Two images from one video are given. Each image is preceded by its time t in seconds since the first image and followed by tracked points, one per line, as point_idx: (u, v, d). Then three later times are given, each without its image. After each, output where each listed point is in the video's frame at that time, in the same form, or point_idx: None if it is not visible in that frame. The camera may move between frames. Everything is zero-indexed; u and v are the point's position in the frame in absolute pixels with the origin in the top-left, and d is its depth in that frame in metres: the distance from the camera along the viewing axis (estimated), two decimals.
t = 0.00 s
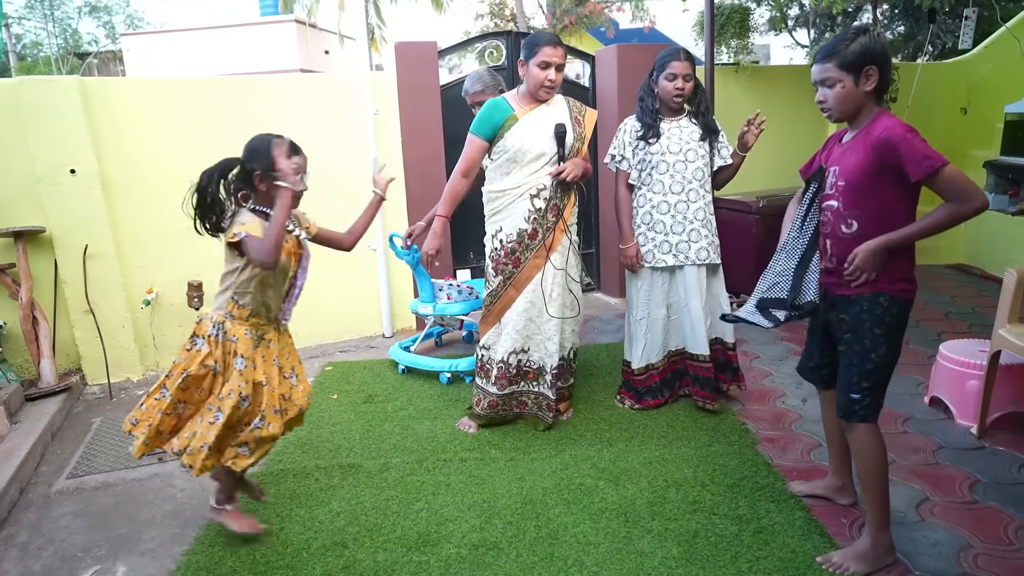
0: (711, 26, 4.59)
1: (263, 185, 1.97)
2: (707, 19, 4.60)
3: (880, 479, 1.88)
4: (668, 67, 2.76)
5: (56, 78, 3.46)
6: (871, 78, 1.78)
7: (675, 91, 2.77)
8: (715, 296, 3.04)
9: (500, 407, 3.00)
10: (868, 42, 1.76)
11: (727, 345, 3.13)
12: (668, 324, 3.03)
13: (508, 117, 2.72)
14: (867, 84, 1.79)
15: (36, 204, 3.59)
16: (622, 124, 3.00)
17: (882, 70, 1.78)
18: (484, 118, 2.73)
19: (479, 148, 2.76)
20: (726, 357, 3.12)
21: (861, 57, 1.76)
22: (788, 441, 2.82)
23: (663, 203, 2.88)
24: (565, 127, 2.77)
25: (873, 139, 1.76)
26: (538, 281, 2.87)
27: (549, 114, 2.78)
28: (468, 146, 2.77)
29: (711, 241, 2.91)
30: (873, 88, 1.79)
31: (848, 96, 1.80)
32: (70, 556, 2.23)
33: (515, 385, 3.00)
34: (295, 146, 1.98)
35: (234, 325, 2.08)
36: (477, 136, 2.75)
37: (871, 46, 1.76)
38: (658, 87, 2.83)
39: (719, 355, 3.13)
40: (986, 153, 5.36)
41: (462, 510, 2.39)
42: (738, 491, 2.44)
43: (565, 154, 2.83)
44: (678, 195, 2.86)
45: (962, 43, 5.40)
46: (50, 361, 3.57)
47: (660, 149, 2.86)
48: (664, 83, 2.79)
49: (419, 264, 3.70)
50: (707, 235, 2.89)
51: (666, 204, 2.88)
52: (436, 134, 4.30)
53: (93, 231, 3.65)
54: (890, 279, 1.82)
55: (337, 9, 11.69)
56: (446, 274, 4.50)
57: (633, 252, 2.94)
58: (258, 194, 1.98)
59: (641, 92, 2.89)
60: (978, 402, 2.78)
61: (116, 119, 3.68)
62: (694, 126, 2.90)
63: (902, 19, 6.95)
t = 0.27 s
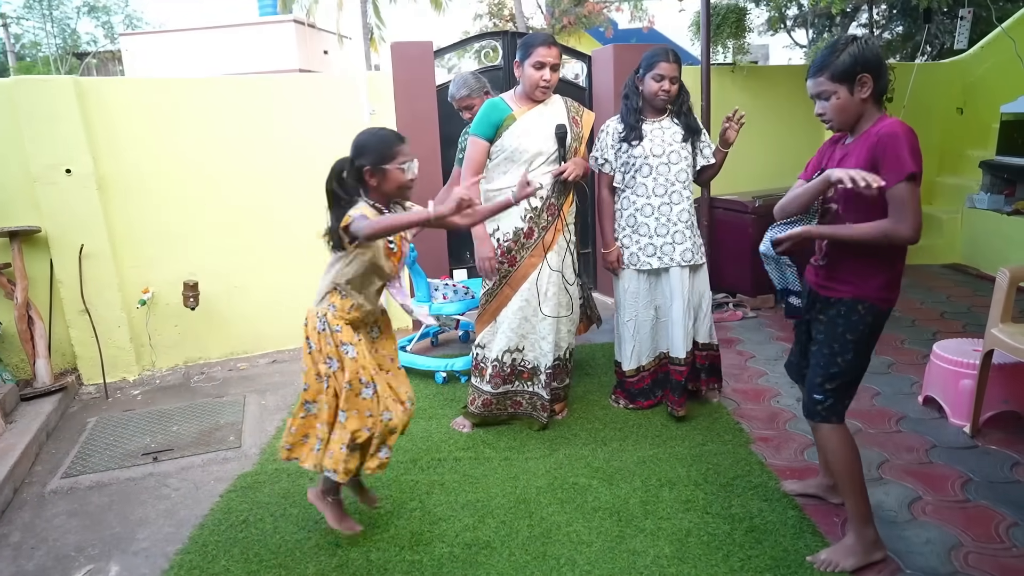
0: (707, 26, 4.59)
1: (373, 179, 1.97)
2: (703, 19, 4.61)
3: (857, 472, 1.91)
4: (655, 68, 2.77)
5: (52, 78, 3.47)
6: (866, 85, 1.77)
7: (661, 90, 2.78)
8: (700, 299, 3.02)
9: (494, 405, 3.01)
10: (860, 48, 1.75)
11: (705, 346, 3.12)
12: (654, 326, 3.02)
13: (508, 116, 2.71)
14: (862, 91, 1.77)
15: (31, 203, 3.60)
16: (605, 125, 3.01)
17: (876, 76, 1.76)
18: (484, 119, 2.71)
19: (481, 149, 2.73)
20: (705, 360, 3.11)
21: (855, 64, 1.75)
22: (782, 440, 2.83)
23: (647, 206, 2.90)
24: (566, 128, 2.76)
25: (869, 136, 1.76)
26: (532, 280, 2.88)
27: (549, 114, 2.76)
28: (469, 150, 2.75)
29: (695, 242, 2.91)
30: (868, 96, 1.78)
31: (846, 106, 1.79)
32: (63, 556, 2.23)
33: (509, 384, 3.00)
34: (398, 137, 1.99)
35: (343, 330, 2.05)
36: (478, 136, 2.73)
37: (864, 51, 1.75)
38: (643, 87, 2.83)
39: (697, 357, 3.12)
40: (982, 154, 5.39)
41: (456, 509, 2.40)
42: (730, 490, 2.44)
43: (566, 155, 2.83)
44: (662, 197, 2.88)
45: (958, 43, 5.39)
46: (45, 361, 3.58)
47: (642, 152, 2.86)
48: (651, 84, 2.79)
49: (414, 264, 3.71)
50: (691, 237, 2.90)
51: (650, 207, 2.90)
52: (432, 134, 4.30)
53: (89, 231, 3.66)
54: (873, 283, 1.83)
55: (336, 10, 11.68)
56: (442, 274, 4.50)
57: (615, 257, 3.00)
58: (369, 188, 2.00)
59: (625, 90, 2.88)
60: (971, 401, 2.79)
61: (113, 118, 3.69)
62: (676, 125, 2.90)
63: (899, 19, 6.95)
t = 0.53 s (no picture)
0: (702, 26, 4.60)
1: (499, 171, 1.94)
2: (697, 19, 4.61)
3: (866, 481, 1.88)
4: (651, 71, 2.75)
5: (46, 78, 3.47)
6: (864, 80, 1.75)
7: (656, 95, 2.78)
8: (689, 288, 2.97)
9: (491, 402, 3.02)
10: (863, 41, 1.72)
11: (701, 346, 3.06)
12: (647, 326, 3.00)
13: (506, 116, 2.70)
14: (860, 87, 1.76)
15: (25, 204, 3.59)
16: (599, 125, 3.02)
17: (875, 72, 1.75)
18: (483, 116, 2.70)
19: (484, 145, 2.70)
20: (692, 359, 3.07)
21: (855, 58, 1.73)
22: (775, 439, 2.83)
23: (642, 207, 2.89)
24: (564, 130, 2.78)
25: (865, 137, 1.74)
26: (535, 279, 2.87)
27: (544, 115, 2.76)
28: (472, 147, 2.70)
29: (690, 242, 2.93)
30: (866, 91, 1.76)
31: (843, 100, 1.77)
32: (56, 556, 2.23)
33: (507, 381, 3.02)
34: (517, 128, 1.94)
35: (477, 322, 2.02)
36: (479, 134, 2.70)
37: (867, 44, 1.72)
38: (638, 88, 2.84)
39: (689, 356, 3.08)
40: (976, 153, 5.41)
41: (450, 509, 2.40)
42: (723, 488, 2.45)
43: (563, 156, 2.83)
44: (657, 198, 2.88)
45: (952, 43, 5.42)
46: (40, 361, 3.57)
47: (637, 153, 2.88)
48: (647, 88, 2.79)
49: (409, 263, 3.71)
50: (686, 237, 2.92)
51: (645, 208, 2.90)
52: (427, 134, 4.30)
53: (83, 231, 3.66)
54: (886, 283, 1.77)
55: (332, 10, 11.67)
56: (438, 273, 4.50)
57: (599, 256, 3.04)
58: (490, 180, 1.96)
59: (620, 92, 2.89)
60: (963, 400, 2.80)
61: (109, 118, 3.69)
62: (670, 126, 2.92)
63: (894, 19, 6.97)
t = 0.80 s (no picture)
0: (692, 26, 4.62)
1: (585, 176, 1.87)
2: (686, 20, 4.63)
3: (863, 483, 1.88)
4: (648, 73, 2.76)
5: (31, 78, 3.45)
6: (863, 73, 1.71)
7: (656, 96, 2.79)
8: (688, 288, 3.05)
9: (481, 400, 3.03)
10: (863, 33, 1.69)
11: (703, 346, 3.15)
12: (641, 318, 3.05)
13: (497, 117, 2.71)
14: (858, 79, 1.72)
15: (10, 204, 3.57)
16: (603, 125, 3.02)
17: (874, 63, 1.71)
18: (473, 116, 2.69)
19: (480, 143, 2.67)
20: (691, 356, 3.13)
21: (853, 49, 1.70)
22: (762, 437, 2.85)
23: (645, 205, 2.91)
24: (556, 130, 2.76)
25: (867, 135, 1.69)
26: (526, 279, 2.85)
27: (534, 115, 2.76)
28: (468, 145, 2.69)
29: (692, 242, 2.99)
30: (863, 83, 1.73)
31: (840, 92, 1.74)
32: (41, 558, 2.23)
33: (498, 381, 3.02)
34: (606, 132, 1.86)
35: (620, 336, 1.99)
36: (473, 133, 2.67)
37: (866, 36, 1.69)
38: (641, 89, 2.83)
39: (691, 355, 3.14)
40: (963, 153, 5.42)
41: (438, 508, 2.41)
42: (710, 487, 2.47)
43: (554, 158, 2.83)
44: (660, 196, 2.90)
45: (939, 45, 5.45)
46: (26, 363, 3.56)
47: (640, 152, 2.89)
48: (646, 89, 2.80)
49: (398, 264, 3.72)
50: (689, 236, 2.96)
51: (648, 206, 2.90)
52: (416, 134, 4.31)
53: (70, 232, 3.64)
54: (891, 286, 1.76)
55: (324, 9, 11.62)
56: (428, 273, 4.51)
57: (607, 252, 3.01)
58: (578, 187, 1.88)
59: (623, 93, 2.91)
60: (947, 398, 2.83)
61: (95, 119, 3.68)
62: (674, 125, 2.92)
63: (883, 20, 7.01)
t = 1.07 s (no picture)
0: (677, 26, 4.63)
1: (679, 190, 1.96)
2: (671, 20, 4.65)
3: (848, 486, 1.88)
4: (645, 72, 2.72)
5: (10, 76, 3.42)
6: (868, 77, 1.66)
7: (654, 95, 2.75)
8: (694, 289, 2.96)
9: (469, 400, 3.02)
10: (873, 34, 1.63)
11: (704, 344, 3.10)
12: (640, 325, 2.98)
13: (483, 118, 2.70)
14: (863, 83, 1.67)
15: None
16: (603, 125, 3.03)
17: (881, 68, 1.65)
18: (458, 117, 2.68)
19: (466, 145, 2.66)
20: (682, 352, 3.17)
21: (862, 52, 1.64)
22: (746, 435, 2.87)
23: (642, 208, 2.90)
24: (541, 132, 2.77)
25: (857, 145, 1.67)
26: (514, 277, 2.87)
27: (519, 115, 2.77)
28: (450, 148, 2.67)
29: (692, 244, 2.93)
30: (869, 88, 1.68)
31: (847, 96, 1.69)
32: (19, 562, 2.20)
33: (486, 380, 3.02)
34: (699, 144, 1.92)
35: (682, 348, 2.02)
36: (456, 134, 2.66)
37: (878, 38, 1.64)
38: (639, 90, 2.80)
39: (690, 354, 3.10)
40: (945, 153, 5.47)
41: (422, 507, 2.40)
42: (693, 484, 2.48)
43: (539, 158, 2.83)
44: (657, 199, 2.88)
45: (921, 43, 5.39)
46: (6, 364, 3.52)
47: (638, 154, 2.86)
48: (643, 89, 2.76)
49: (383, 264, 3.71)
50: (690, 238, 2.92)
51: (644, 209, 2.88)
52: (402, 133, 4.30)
53: (51, 232, 3.61)
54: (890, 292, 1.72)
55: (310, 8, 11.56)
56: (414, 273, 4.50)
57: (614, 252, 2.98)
58: (669, 198, 1.96)
59: (620, 94, 2.91)
60: (928, 395, 2.86)
61: (76, 117, 3.64)
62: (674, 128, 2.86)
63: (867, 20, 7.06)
